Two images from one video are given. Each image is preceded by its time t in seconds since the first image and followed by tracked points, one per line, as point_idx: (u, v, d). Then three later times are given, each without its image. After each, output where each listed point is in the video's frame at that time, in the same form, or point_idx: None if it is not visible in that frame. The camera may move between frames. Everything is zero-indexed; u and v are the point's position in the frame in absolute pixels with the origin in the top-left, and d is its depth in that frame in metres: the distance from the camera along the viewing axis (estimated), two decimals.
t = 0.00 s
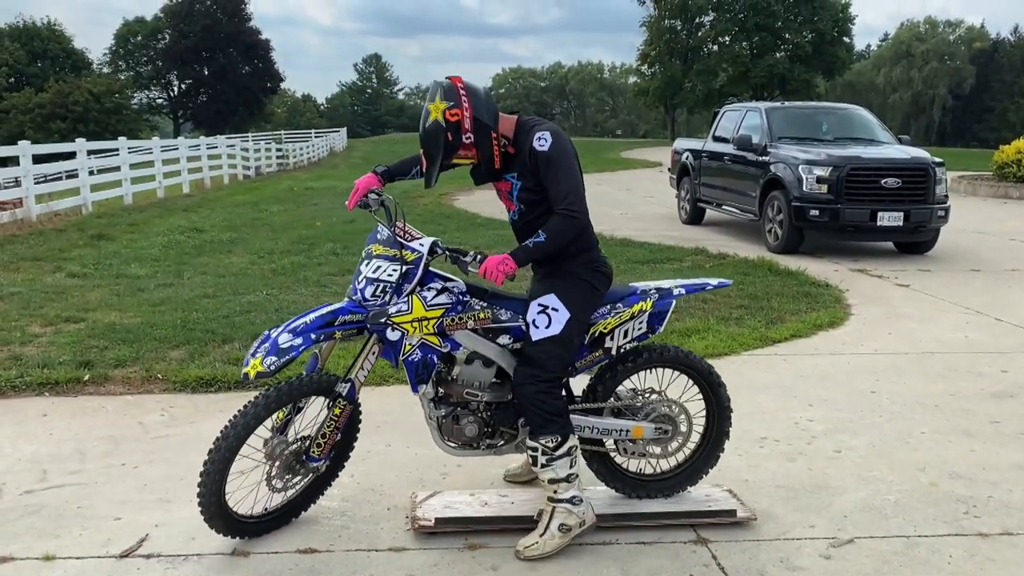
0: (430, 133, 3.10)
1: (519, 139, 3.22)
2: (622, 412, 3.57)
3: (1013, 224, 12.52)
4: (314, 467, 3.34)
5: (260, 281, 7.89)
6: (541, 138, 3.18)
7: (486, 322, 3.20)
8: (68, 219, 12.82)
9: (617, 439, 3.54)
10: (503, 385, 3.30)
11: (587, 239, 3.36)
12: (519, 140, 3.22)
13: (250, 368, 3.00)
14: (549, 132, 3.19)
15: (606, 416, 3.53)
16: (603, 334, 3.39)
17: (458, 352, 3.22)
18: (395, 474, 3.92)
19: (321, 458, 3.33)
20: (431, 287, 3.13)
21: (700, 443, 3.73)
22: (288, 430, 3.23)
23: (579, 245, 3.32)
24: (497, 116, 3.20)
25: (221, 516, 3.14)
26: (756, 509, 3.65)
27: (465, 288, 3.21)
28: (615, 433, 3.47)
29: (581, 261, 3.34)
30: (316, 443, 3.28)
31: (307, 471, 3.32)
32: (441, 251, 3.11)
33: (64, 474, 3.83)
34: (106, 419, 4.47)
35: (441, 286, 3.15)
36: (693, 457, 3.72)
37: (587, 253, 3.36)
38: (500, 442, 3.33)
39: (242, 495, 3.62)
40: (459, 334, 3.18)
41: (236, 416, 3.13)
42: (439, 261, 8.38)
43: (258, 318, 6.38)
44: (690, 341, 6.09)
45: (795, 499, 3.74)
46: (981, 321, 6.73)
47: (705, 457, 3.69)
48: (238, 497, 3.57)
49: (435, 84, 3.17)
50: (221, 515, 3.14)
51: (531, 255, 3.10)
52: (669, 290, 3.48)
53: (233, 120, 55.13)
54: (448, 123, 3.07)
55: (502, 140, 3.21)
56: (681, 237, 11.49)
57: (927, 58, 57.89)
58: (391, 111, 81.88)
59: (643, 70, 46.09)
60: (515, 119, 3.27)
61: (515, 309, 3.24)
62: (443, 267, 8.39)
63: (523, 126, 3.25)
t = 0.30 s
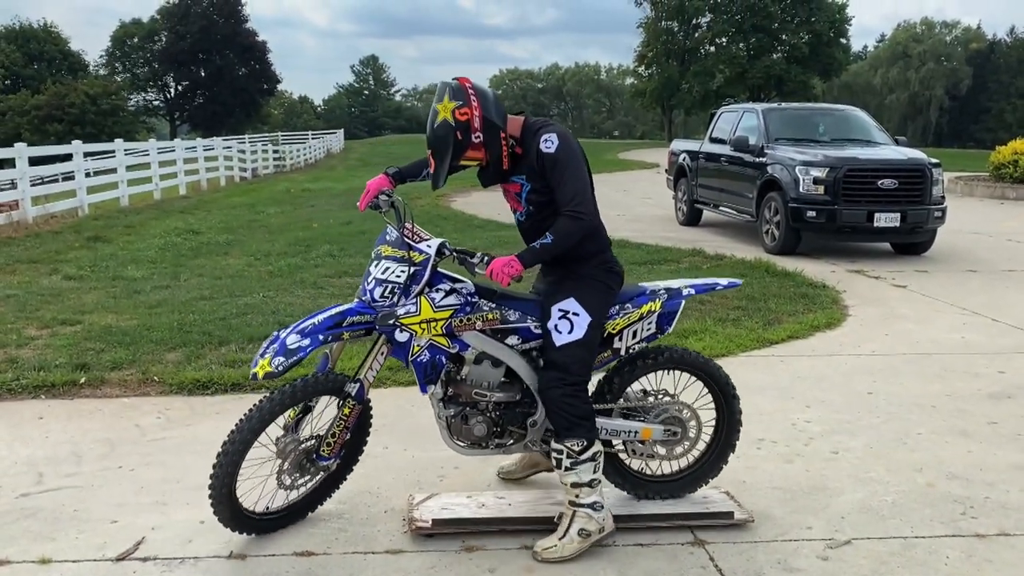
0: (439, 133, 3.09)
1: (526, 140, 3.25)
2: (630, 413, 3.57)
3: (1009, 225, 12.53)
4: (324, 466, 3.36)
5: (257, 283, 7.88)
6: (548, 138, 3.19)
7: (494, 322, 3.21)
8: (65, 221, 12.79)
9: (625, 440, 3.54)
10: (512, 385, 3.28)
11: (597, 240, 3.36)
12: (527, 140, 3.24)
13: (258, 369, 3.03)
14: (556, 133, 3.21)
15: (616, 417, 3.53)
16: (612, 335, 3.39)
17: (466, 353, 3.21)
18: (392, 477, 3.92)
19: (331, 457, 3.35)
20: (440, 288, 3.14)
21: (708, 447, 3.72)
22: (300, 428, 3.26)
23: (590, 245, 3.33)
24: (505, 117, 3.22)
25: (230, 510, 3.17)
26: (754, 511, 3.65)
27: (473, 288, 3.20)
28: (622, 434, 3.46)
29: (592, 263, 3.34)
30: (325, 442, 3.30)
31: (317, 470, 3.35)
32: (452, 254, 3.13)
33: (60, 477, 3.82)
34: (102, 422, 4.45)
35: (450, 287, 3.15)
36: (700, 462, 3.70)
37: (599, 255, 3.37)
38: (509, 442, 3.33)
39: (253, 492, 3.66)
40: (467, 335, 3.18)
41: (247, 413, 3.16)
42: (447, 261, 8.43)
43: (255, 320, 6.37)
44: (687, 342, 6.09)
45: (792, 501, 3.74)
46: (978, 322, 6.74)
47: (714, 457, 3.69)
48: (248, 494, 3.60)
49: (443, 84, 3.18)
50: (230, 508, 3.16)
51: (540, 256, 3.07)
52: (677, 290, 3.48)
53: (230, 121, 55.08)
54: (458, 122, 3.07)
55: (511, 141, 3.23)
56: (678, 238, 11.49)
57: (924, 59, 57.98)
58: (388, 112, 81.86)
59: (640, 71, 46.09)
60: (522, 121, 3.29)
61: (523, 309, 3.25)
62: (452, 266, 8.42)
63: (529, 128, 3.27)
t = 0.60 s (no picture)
0: (460, 122, 3.10)
1: (541, 137, 3.26)
2: (636, 413, 3.57)
3: (1003, 225, 12.57)
4: (331, 462, 3.37)
5: (252, 284, 7.86)
6: (562, 135, 3.20)
7: (500, 322, 3.22)
8: (58, 222, 12.75)
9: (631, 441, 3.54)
10: (518, 384, 3.32)
11: (605, 240, 3.37)
12: (541, 137, 3.25)
13: (265, 364, 3.03)
14: (570, 131, 3.22)
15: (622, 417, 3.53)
16: (619, 335, 3.39)
17: (473, 351, 3.23)
18: (388, 477, 3.92)
19: (338, 453, 3.35)
20: (446, 287, 3.15)
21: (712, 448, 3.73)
22: (308, 425, 3.28)
23: (598, 247, 3.34)
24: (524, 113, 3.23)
25: (237, 504, 3.19)
26: (749, 511, 3.66)
27: (480, 288, 3.22)
28: (628, 434, 3.46)
29: (600, 264, 3.36)
30: (333, 438, 3.31)
31: (325, 466, 3.35)
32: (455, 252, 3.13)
33: (53, 479, 3.80)
34: (96, 424, 4.44)
35: (456, 286, 3.17)
36: (704, 466, 3.71)
37: (607, 255, 3.38)
38: (514, 440, 3.35)
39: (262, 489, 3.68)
40: (474, 333, 3.20)
41: (256, 408, 3.18)
42: (453, 261, 8.45)
43: (250, 321, 6.36)
44: (682, 342, 6.10)
45: (787, 501, 3.74)
46: (972, 322, 6.76)
47: (720, 459, 3.69)
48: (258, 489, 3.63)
49: (463, 76, 3.19)
50: (237, 502, 3.19)
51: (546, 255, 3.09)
52: (684, 291, 3.47)
53: (224, 122, 54.96)
54: (479, 112, 3.08)
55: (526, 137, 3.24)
56: (673, 238, 11.50)
57: (917, 60, 58.14)
58: (383, 112, 81.78)
59: (634, 72, 46.11)
60: (537, 119, 3.30)
61: (530, 308, 3.26)
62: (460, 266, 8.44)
63: (544, 125, 3.28)
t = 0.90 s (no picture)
0: (474, 121, 3.11)
1: (552, 138, 3.26)
2: (645, 412, 3.57)
3: (996, 225, 12.61)
4: (343, 457, 3.43)
5: (246, 284, 7.85)
6: (572, 137, 3.21)
7: (509, 320, 3.25)
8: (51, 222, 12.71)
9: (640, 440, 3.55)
10: (527, 382, 3.33)
11: (612, 242, 3.39)
12: (553, 138, 3.25)
13: (279, 360, 3.07)
14: (581, 133, 3.23)
15: (630, 415, 3.53)
16: (626, 334, 3.41)
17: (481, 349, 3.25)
18: (382, 478, 3.91)
19: (349, 448, 3.42)
20: (456, 285, 3.17)
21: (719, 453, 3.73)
22: (321, 421, 3.34)
23: (604, 249, 3.35)
24: (535, 114, 3.25)
25: (252, 497, 3.26)
26: (744, 511, 3.66)
27: (489, 286, 3.23)
28: (637, 433, 3.46)
29: (606, 266, 3.37)
30: (345, 433, 3.38)
31: (336, 460, 3.41)
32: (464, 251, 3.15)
33: (46, 480, 3.79)
34: (89, 424, 4.43)
35: (466, 284, 3.18)
36: (704, 472, 3.71)
37: (614, 256, 3.40)
38: (523, 438, 3.36)
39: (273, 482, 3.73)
40: (482, 331, 3.23)
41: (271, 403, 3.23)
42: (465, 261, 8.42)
43: (244, 321, 6.35)
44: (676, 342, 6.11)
45: (780, 501, 3.75)
46: (965, 322, 6.78)
47: (723, 467, 3.69)
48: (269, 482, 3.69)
49: (478, 76, 3.21)
50: (252, 496, 3.26)
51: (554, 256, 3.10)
52: (692, 291, 3.47)
53: (218, 122, 54.85)
54: (493, 112, 3.09)
55: (537, 137, 3.25)
56: (667, 238, 11.52)
57: (911, 61, 58.30)
58: (378, 112, 81.72)
59: (629, 73, 46.13)
60: (549, 120, 3.31)
61: (539, 307, 3.28)
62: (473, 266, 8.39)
63: (556, 126, 3.29)
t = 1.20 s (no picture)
0: (495, 119, 3.12)
1: (572, 141, 3.27)
2: (654, 413, 3.58)
3: (989, 225, 12.64)
4: (349, 453, 3.42)
5: (241, 285, 7.84)
6: (591, 141, 3.22)
7: (520, 321, 3.28)
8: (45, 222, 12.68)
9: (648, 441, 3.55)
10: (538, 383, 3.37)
11: (621, 246, 3.39)
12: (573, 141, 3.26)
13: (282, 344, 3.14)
14: (601, 139, 3.23)
15: (638, 417, 3.54)
16: (635, 338, 3.41)
17: (491, 349, 3.29)
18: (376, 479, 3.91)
19: (355, 444, 3.41)
20: (467, 285, 3.23)
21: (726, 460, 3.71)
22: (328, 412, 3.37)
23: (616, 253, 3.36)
24: (558, 116, 3.26)
25: (254, 474, 3.30)
26: (738, 511, 3.67)
27: (500, 287, 3.27)
28: (644, 434, 3.48)
29: (613, 268, 3.38)
30: (350, 427, 3.39)
31: (342, 456, 3.40)
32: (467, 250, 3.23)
33: (40, 480, 3.79)
34: (83, 425, 4.42)
35: (477, 285, 3.23)
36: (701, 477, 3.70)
37: (622, 259, 3.40)
38: (532, 438, 3.39)
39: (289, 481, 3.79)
40: (493, 332, 3.26)
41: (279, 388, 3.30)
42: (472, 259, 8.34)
43: (239, 322, 6.34)
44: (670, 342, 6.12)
45: (774, 501, 3.75)
46: (959, 322, 6.80)
47: (722, 476, 3.68)
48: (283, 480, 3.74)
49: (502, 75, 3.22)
50: (256, 473, 3.29)
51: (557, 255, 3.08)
52: (702, 297, 3.48)
53: (213, 122, 54.72)
54: (515, 110, 3.10)
55: (557, 139, 3.27)
56: (663, 238, 11.54)
57: (905, 61, 58.41)
58: (373, 112, 81.60)
59: (624, 73, 46.14)
60: (570, 122, 3.33)
61: (549, 309, 3.30)
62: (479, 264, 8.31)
63: (577, 129, 3.30)
